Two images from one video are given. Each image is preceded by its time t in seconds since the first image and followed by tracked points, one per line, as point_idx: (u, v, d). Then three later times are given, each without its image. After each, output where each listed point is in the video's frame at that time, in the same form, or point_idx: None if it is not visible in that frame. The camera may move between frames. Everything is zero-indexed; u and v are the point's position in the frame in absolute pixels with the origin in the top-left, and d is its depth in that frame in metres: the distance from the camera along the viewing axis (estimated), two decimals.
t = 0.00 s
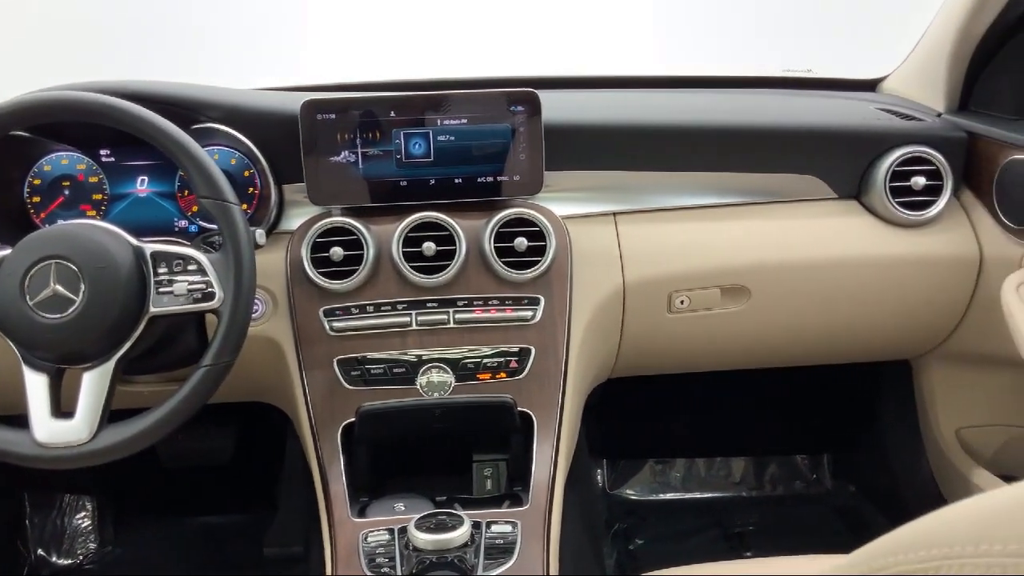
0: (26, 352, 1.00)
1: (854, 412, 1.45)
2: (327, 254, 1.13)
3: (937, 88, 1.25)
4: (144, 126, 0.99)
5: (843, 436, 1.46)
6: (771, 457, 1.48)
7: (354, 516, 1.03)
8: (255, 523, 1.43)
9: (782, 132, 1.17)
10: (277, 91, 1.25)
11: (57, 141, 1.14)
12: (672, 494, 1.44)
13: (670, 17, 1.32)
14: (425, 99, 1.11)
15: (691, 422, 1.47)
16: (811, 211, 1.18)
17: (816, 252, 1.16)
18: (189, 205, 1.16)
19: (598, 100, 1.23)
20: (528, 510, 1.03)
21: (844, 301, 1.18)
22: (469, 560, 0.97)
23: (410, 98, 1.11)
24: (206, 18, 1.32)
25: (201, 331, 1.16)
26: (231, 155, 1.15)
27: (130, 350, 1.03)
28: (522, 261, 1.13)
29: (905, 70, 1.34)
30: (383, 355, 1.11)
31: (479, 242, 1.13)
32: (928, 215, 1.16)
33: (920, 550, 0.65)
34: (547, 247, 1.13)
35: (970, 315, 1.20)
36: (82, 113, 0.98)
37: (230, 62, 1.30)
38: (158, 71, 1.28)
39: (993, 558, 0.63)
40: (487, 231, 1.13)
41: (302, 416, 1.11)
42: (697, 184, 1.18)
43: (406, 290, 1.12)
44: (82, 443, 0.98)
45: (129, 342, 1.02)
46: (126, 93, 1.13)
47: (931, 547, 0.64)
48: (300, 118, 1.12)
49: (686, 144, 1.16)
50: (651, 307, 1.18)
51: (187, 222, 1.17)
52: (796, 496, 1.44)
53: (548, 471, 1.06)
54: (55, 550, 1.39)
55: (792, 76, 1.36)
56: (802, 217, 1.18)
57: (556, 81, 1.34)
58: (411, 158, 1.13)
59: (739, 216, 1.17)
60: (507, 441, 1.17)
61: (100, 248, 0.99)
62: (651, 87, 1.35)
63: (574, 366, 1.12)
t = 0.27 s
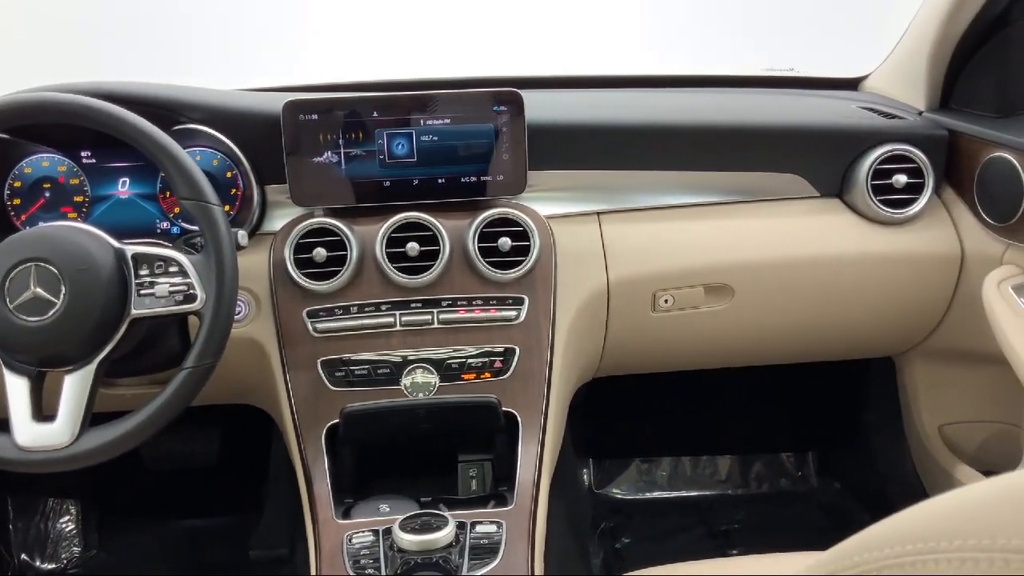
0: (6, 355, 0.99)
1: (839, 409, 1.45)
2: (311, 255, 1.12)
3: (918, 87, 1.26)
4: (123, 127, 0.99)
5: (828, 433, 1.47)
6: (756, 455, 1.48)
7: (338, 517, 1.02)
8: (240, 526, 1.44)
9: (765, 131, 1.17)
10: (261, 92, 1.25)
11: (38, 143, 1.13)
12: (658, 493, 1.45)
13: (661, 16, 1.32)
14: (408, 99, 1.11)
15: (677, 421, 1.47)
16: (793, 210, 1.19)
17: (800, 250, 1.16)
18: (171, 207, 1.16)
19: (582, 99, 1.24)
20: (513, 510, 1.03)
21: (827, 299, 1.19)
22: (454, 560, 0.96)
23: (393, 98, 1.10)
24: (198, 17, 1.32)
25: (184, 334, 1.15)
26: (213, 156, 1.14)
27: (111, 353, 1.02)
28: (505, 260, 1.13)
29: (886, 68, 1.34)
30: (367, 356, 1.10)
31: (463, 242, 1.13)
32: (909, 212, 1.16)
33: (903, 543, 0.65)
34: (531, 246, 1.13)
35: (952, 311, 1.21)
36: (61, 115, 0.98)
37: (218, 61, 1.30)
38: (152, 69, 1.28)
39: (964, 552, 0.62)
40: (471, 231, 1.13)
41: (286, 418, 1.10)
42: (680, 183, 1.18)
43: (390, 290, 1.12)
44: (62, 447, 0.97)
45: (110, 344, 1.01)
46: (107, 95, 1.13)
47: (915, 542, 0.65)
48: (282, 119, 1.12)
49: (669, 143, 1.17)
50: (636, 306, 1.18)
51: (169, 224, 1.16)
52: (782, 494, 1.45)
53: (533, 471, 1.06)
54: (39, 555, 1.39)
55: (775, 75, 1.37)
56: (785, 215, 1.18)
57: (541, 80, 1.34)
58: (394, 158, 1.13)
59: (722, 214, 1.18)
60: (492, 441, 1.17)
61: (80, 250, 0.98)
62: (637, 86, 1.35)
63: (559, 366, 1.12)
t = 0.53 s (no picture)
0: None
1: (821, 407, 1.46)
2: (292, 256, 1.12)
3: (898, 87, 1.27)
4: (100, 128, 0.98)
5: (811, 431, 1.48)
6: (740, 454, 1.49)
7: (321, 520, 1.02)
8: (222, 529, 1.44)
9: (746, 130, 1.18)
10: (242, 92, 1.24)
11: (16, 146, 1.13)
12: (643, 492, 1.45)
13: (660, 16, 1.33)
14: (389, 99, 1.11)
15: (662, 420, 1.48)
16: (775, 209, 1.19)
17: (781, 249, 1.17)
18: (151, 208, 1.15)
19: (565, 99, 1.24)
20: (496, 510, 1.02)
21: (808, 298, 1.19)
22: (437, 562, 0.96)
23: (374, 98, 1.10)
24: (198, 18, 1.32)
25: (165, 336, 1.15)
26: (193, 157, 1.14)
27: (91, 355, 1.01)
28: (488, 261, 1.13)
29: (866, 69, 1.35)
30: (350, 357, 1.10)
31: (446, 242, 1.13)
32: (888, 211, 1.17)
33: (880, 541, 0.64)
34: (514, 247, 1.13)
35: (932, 309, 1.21)
36: (37, 116, 0.97)
37: (207, 60, 1.29)
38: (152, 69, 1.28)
39: (938, 549, 0.62)
40: (453, 232, 1.13)
41: (268, 420, 1.10)
42: (662, 183, 1.19)
43: (372, 291, 1.12)
44: (43, 450, 0.97)
45: (90, 347, 1.00)
46: (85, 96, 1.12)
47: (891, 539, 0.64)
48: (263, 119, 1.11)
49: (651, 143, 1.17)
50: (619, 306, 1.18)
51: (150, 225, 1.15)
52: (766, 492, 1.45)
53: (516, 471, 1.06)
54: (20, 558, 1.35)
55: (757, 75, 1.37)
56: (767, 214, 1.19)
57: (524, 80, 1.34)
58: (375, 159, 1.13)
59: (704, 214, 1.18)
60: (475, 441, 1.17)
61: (58, 252, 0.97)
62: (619, 86, 1.35)
63: (542, 366, 1.12)
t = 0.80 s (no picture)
0: None
1: (802, 406, 1.47)
2: (271, 256, 1.11)
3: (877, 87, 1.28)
4: (75, 128, 0.96)
5: (793, 430, 1.48)
6: (722, 452, 1.49)
7: (301, 522, 1.01)
8: (204, 532, 1.43)
9: (726, 129, 1.18)
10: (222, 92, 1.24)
11: None
12: (626, 491, 1.45)
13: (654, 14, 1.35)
14: (369, 99, 1.10)
15: (645, 419, 1.48)
16: (755, 208, 1.20)
17: (761, 248, 1.17)
18: (129, 209, 1.14)
19: (545, 99, 1.24)
20: (477, 511, 1.02)
21: (789, 297, 1.20)
22: (418, 563, 0.95)
23: (354, 98, 1.10)
24: (198, 18, 1.33)
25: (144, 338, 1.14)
26: (171, 157, 1.13)
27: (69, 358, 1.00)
28: (469, 261, 1.12)
29: (845, 69, 1.36)
30: (330, 358, 1.09)
31: (426, 243, 1.12)
32: (867, 211, 1.18)
33: (856, 539, 0.64)
34: (495, 247, 1.12)
35: (911, 308, 1.22)
36: (11, 116, 0.95)
37: (196, 59, 1.29)
38: (152, 66, 1.29)
39: (912, 547, 0.61)
40: (434, 232, 1.12)
41: (248, 422, 1.09)
42: (643, 182, 1.19)
43: (352, 292, 1.11)
44: (20, 453, 0.96)
45: (67, 349, 0.99)
46: (61, 96, 1.11)
47: (867, 537, 0.63)
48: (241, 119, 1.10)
49: (632, 142, 1.17)
50: (600, 305, 1.18)
51: (127, 226, 1.14)
52: (749, 491, 1.46)
53: (498, 470, 1.05)
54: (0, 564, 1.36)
55: (736, 75, 1.38)
56: (748, 214, 1.19)
57: (505, 80, 1.35)
58: (355, 158, 1.12)
59: (685, 213, 1.18)
60: (456, 444, 1.17)
61: (34, 254, 0.96)
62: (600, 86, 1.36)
63: (524, 366, 1.12)
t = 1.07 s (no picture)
0: None
1: (782, 405, 1.49)
2: (253, 257, 1.10)
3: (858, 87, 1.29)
4: (54, 127, 0.95)
5: (775, 429, 1.49)
6: (706, 451, 1.49)
7: (284, 524, 1.00)
8: (185, 535, 1.42)
9: (708, 129, 1.18)
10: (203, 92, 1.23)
11: None
12: (611, 491, 1.45)
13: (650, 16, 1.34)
14: (352, 99, 1.10)
15: (629, 419, 1.48)
16: (738, 207, 1.20)
17: (744, 247, 1.17)
18: (109, 210, 1.13)
19: (528, 100, 1.23)
20: (461, 512, 1.02)
21: (771, 296, 1.20)
22: (401, 565, 0.95)
23: (336, 97, 1.09)
24: (198, 17, 1.31)
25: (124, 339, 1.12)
26: (152, 158, 1.12)
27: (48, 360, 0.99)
28: (452, 261, 1.12)
29: (826, 69, 1.37)
30: (313, 359, 1.09)
31: (409, 243, 1.12)
32: (849, 210, 1.19)
33: (837, 536, 0.58)
34: (478, 247, 1.12)
35: (892, 306, 1.23)
36: None
37: (191, 59, 1.29)
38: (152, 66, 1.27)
39: (894, 545, 0.55)
40: (417, 232, 1.12)
41: (229, 423, 1.08)
42: (626, 182, 1.19)
43: (335, 292, 1.11)
44: None
45: (46, 351, 0.98)
46: (39, 95, 1.09)
47: (849, 535, 0.58)
48: (222, 119, 1.09)
49: (615, 142, 1.17)
50: (583, 305, 1.18)
51: (107, 227, 1.13)
52: (733, 489, 1.46)
53: (481, 471, 1.05)
54: None
55: (718, 75, 1.38)
56: (731, 213, 1.19)
57: (489, 80, 1.35)
58: (338, 158, 1.12)
59: (668, 213, 1.18)
60: (439, 445, 1.18)
61: (12, 254, 0.95)
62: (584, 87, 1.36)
63: (507, 366, 1.12)
